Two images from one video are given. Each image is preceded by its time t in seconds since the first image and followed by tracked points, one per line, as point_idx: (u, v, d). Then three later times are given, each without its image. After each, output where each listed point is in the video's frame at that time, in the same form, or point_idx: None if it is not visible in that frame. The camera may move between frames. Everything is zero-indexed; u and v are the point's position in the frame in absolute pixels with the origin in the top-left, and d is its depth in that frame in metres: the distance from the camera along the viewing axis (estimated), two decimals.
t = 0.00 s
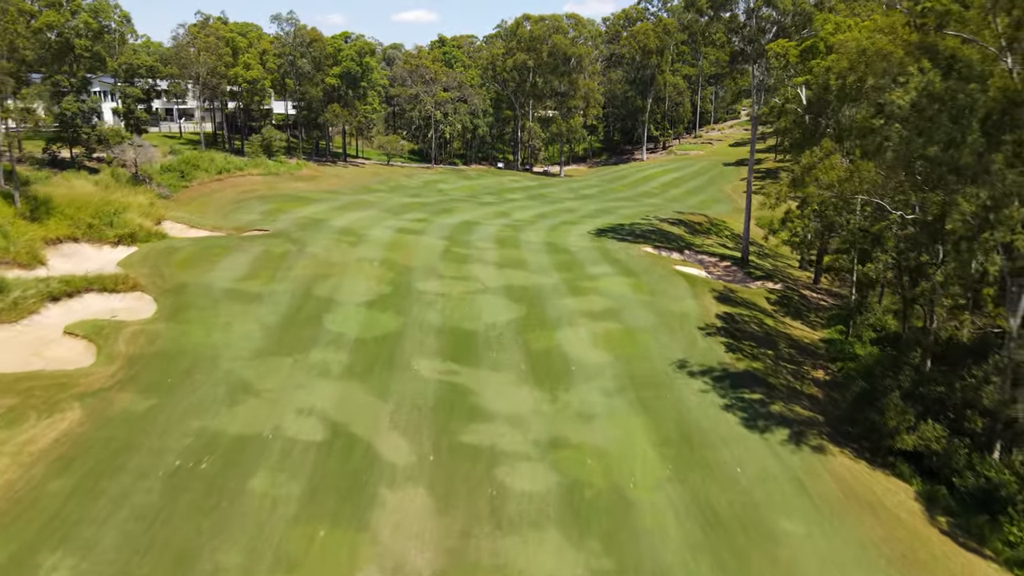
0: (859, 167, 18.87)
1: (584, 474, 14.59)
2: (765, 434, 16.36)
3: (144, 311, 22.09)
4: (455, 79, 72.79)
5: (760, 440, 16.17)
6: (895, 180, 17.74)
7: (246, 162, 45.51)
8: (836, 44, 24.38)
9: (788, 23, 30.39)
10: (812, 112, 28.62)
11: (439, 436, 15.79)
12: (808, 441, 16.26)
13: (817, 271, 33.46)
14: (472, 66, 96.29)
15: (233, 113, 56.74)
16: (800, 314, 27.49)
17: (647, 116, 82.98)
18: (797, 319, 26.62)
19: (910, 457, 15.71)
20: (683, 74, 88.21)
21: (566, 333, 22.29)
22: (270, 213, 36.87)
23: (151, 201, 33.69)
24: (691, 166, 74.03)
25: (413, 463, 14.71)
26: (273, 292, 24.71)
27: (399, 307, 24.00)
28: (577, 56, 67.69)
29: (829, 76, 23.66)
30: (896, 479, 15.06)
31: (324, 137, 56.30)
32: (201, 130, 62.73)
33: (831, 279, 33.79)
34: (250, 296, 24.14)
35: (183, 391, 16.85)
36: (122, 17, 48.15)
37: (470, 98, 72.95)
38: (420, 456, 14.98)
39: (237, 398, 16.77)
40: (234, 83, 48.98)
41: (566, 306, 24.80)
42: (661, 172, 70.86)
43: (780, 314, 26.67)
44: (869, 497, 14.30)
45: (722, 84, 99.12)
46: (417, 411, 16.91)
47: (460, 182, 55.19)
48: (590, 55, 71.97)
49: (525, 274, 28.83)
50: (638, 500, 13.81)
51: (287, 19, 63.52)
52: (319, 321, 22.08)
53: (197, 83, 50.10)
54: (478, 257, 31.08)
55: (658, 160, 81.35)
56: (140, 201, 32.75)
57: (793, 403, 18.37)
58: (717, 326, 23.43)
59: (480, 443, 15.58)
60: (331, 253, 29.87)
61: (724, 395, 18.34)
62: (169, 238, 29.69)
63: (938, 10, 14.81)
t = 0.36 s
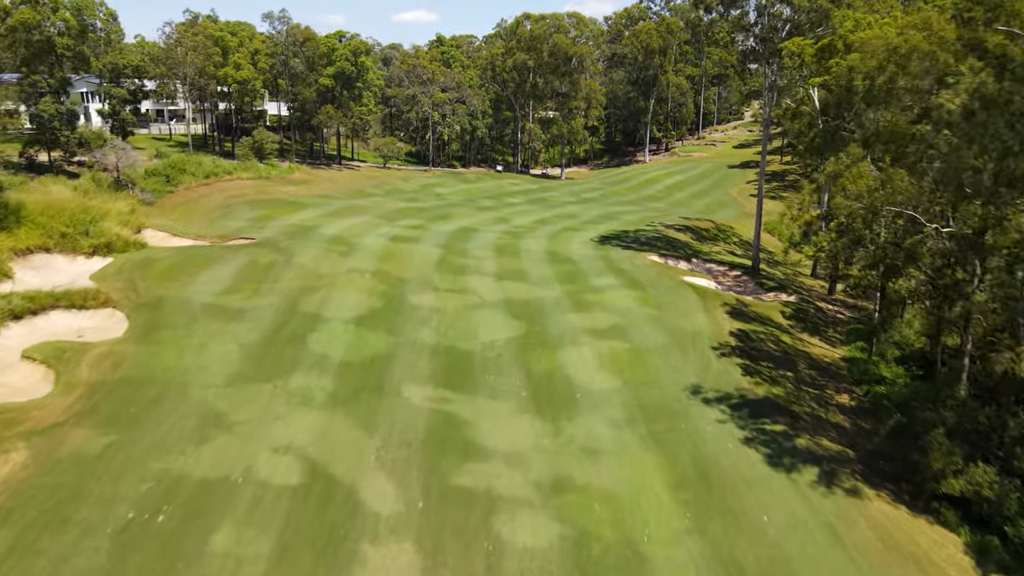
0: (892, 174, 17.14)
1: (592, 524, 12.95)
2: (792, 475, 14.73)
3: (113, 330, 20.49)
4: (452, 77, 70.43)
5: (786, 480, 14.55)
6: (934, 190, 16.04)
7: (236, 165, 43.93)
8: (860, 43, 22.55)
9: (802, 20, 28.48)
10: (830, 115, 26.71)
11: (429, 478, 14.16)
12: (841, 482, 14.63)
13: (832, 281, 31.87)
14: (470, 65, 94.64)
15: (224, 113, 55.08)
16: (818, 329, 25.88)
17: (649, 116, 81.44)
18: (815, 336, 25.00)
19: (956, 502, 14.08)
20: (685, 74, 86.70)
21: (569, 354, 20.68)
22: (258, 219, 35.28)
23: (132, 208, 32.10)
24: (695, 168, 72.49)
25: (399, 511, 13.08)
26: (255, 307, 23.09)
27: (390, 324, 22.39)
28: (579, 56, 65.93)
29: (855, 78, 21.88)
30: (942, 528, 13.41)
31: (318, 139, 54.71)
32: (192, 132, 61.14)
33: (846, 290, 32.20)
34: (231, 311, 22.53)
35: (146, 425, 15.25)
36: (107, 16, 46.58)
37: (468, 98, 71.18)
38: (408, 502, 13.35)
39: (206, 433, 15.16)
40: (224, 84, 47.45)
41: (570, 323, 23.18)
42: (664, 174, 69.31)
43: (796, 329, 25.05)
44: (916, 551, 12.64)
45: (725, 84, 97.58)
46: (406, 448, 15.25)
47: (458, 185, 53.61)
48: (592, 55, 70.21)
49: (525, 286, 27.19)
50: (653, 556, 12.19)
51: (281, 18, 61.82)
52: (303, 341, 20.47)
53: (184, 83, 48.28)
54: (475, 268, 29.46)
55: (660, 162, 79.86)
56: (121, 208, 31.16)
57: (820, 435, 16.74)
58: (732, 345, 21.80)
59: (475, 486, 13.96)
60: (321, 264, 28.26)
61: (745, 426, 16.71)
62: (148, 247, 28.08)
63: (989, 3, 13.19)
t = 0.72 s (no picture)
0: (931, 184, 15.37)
1: None
2: (827, 526, 13.08)
3: (79, 353, 18.82)
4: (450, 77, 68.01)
5: (821, 532, 12.89)
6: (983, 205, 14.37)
7: (224, 169, 42.25)
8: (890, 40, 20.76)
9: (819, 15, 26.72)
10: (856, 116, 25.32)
11: (418, 531, 12.51)
12: (882, 535, 12.99)
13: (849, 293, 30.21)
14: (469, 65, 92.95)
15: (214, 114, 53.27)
16: (838, 347, 24.24)
17: (651, 118, 79.88)
18: (836, 355, 23.35)
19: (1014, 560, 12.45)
20: (688, 74, 85.12)
21: (573, 379, 19.03)
22: (246, 227, 33.68)
23: (111, 216, 30.45)
24: (699, 171, 70.83)
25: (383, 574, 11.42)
26: (235, 325, 21.47)
27: (380, 345, 20.75)
28: (580, 56, 64.14)
29: (886, 81, 20.05)
30: None
31: (312, 141, 53.13)
32: (183, 134, 59.45)
33: (863, 302, 30.59)
34: (209, 330, 20.90)
35: (100, 469, 13.64)
36: (92, 14, 44.98)
37: (467, 99, 69.47)
38: (392, 562, 11.70)
39: (168, 477, 13.52)
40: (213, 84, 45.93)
41: (574, 343, 21.52)
42: (668, 177, 67.67)
43: (816, 348, 23.41)
44: None
45: (729, 84, 95.93)
46: (391, 494, 13.59)
47: (457, 189, 51.98)
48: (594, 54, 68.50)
49: (525, 300, 25.55)
50: None
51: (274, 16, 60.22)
52: (285, 365, 18.82)
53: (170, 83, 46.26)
54: (472, 280, 27.81)
55: (663, 164, 78.25)
56: (99, 216, 29.51)
57: (853, 475, 15.10)
58: (749, 367, 20.14)
59: (469, 542, 12.31)
60: (308, 276, 26.61)
61: (770, 466, 15.05)
62: (126, 258, 26.45)
63: None
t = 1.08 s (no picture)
0: (981, 197, 13.64)
1: None
2: None
3: (36, 382, 17.11)
4: (448, 77, 66.59)
5: None
6: None
7: (212, 173, 40.58)
8: (922, 37, 19.16)
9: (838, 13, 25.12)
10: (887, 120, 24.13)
11: None
12: None
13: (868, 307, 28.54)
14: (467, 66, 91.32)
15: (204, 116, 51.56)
16: (862, 368, 22.56)
17: (654, 119, 78.35)
18: (860, 378, 21.67)
19: None
20: (691, 75, 83.61)
21: (578, 410, 17.35)
22: (231, 235, 32.02)
23: (88, 225, 28.79)
24: (703, 173, 69.22)
25: None
26: (212, 347, 19.83)
27: (367, 369, 19.09)
28: (582, 55, 62.72)
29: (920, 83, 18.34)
30: None
31: (304, 144, 51.46)
32: (173, 136, 57.74)
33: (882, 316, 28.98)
34: (181, 353, 19.23)
35: (44, 525, 12.02)
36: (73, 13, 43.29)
37: (465, 101, 67.84)
38: None
39: (121, 535, 11.87)
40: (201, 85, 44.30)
41: (578, 367, 19.86)
42: (671, 180, 66.03)
43: (838, 369, 21.78)
44: None
45: (732, 85, 94.38)
46: (374, 554, 11.93)
47: (455, 193, 50.33)
48: (596, 54, 66.89)
49: (526, 317, 23.91)
50: None
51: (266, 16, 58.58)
52: (262, 394, 17.15)
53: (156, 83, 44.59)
54: (470, 293, 26.17)
55: (666, 166, 76.67)
56: (73, 226, 27.82)
57: (894, 525, 13.47)
58: (769, 394, 18.48)
59: None
60: (294, 290, 24.96)
61: (802, 515, 13.37)
62: (99, 271, 24.77)
63: None
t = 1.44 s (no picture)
0: None
1: None
2: None
3: None
4: (446, 78, 65.06)
5: None
6: None
7: (200, 178, 38.98)
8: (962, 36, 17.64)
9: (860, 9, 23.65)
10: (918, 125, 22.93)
11: None
12: None
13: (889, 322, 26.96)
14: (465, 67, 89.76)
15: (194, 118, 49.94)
16: (888, 392, 20.97)
17: (657, 120, 76.81)
18: (888, 403, 20.08)
19: None
20: (695, 75, 82.10)
21: (584, 445, 15.74)
22: (216, 245, 30.42)
23: (62, 236, 27.21)
24: (708, 176, 67.60)
25: None
26: (185, 372, 18.22)
27: (354, 398, 17.49)
28: (584, 55, 61.23)
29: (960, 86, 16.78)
30: None
31: (297, 146, 49.87)
32: (161, 139, 56.15)
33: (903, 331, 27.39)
34: (150, 379, 17.64)
35: None
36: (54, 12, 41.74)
37: (464, 102, 66.28)
38: None
39: None
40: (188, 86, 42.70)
41: (583, 394, 18.25)
42: (676, 182, 64.38)
43: (864, 394, 20.18)
44: None
45: (737, 86, 92.75)
46: None
47: (453, 197, 48.78)
48: (598, 54, 65.39)
49: (526, 335, 22.31)
50: None
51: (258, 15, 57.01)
52: (235, 429, 15.54)
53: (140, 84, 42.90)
54: (466, 309, 24.54)
55: (669, 169, 75.15)
56: (45, 236, 26.24)
57: None
58: (794, 426, 16.87)
59: None
60: (279, 305, 23.33)
61: None
62: (70, 286, 23.19)
63: None
